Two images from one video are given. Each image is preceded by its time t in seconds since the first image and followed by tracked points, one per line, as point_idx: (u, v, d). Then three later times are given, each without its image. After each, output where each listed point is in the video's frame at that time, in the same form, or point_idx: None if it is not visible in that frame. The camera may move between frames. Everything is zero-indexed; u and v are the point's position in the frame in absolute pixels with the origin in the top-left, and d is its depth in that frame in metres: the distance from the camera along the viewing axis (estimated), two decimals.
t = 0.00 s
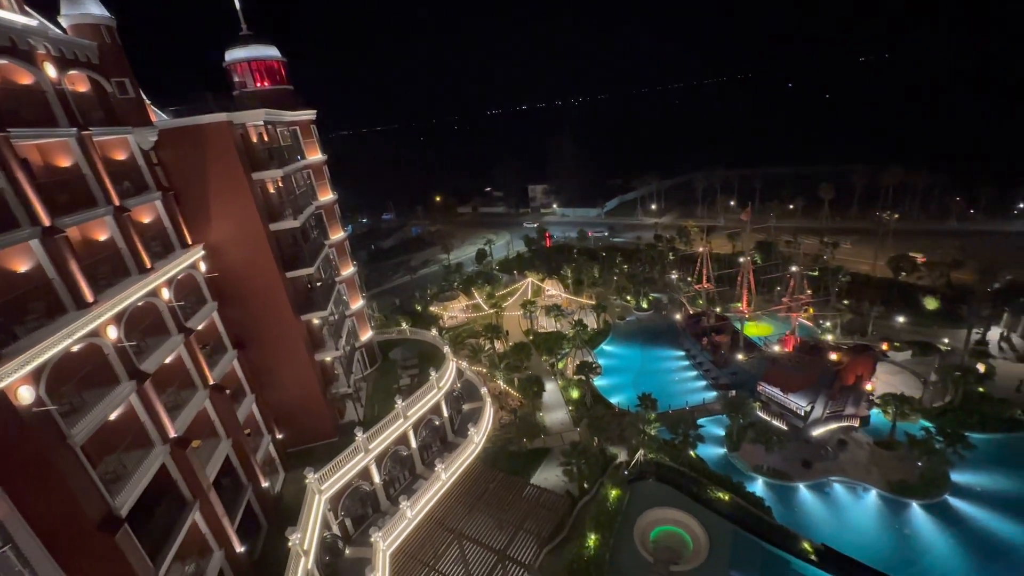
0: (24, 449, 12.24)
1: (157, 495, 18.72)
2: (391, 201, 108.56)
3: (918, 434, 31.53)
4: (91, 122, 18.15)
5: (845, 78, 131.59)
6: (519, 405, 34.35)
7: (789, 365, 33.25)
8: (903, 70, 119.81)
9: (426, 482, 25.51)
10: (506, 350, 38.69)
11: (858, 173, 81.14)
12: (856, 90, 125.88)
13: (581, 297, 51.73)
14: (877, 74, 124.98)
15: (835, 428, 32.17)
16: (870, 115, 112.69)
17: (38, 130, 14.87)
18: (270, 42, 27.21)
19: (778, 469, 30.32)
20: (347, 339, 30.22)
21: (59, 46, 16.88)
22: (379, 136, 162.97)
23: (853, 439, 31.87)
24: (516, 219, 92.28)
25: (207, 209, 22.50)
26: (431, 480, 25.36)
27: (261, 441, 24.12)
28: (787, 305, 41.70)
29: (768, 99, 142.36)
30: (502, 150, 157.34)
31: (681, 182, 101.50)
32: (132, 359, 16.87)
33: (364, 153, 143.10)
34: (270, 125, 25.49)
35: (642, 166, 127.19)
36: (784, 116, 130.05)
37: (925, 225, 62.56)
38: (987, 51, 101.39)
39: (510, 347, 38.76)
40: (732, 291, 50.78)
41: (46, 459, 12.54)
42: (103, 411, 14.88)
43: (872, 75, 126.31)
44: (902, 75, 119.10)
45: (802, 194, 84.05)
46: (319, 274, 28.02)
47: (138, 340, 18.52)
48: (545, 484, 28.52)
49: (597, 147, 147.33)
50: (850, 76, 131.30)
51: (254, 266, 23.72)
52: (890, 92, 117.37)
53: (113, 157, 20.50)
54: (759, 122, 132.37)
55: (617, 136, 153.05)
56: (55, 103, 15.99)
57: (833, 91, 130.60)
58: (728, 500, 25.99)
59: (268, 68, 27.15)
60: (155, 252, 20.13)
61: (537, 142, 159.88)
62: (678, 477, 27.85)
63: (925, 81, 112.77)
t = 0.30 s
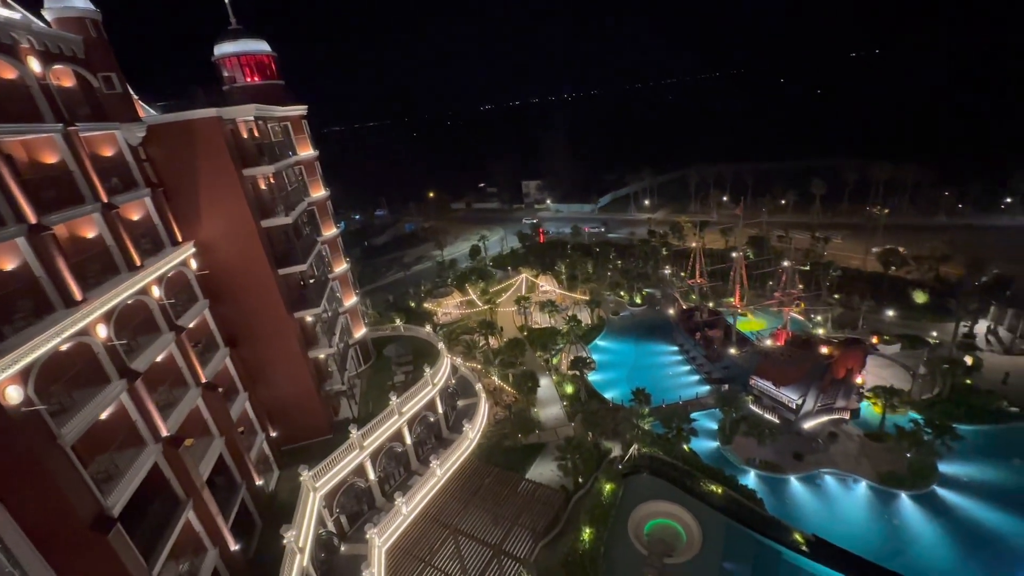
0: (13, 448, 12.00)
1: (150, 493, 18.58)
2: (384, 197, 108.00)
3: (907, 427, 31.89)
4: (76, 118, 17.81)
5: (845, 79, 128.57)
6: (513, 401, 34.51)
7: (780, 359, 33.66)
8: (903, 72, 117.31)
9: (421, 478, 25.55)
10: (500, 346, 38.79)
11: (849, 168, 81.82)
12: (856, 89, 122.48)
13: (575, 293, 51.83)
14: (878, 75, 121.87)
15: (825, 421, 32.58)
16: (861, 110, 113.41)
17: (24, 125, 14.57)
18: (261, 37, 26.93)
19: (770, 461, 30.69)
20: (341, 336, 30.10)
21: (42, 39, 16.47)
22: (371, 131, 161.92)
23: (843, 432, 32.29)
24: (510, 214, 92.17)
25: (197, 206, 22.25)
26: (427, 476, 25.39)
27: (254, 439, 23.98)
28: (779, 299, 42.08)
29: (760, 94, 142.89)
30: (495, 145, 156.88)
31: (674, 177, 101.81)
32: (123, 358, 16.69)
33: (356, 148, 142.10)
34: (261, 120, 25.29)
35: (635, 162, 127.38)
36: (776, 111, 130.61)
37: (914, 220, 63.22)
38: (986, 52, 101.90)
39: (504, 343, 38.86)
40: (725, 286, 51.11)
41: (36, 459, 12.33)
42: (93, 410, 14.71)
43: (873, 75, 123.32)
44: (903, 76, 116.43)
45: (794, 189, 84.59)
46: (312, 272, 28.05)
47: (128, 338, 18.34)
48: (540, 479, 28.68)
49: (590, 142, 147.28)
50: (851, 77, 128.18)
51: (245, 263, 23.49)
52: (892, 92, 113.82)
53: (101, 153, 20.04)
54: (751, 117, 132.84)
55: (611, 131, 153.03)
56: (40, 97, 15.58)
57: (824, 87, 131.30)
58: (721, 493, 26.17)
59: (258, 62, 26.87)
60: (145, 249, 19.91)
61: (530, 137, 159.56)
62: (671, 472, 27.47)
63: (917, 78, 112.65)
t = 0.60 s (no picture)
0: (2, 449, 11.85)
1: (142, 493, 18.46)
2: (376, 193, 107.31)
3: (896, 419, 32.39)
4: (63, 113, 17.38)
5: (838, 77, 128.32)
6: (508, 396, 34.54)
7: (770, 353, 34.11)
8: (899, 72, 116.34)
9: (416, 475, 25.61)
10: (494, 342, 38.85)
11: (840, 163, 82.49)
12: (849, 86, 122.05)
13: (569, 288, 51.93)
14: (870, 72, 121.73)
15: (817, 414, 32.74)
16: (852, 105, 114.19)
17: (8, 122, 14.26)
18: (250, 31, 26.60)
19: (762, 454, 31.03)
20: (334, 333, 29.95)
21: (25, 33, 16.17)
22: (363, 126, 160.48)
23: (834, 424, 32.67)
24: (504, 210, 92.03)
25: (188, 202, 21.98)
26: (422, 473, 25.44)
27: (248, 437, 23.82)
28: (770, 294, 42.49)
29: (751, 90, 143.42)
30: (488, 141, 156.31)
31: (667, 172, 102.08)
32: (113, 357, 16.47)
33: (348, 143, 140.94)
34: (252, 116, 25.05)
35: (628, 157, 127.34)
36: (767, 106, 131.19)
37: (904, 214, 63.86)
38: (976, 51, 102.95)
39: (498, 339, 38.91)
40: (718, 281, 51.49)
41: (26, 460, 12.16)
42: (83, 409, 14.54)
43: (865, 73, 123.22)
44: (899, 76, 115.26)
45: (785, 184, 85.14)
46: (305, 269, 27.62)
47: (118, 337, 18.11)
48: (535, 474, 28.83)
49: (583, 138, 147.06)
50: (847, 76, 126.32)
51: (236, 259, 23.27)
52: (893, 92, 110.72)
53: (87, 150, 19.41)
54: (743, 113, 133.21)
55: (603, 127, 152.81)
56: (24, 92, 15.23)
57: (815, 82, 132.04)
58: (714, 486, 26.59)
59: (248, 57, 26.53)
60: (135, 247, 19.66)
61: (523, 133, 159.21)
62: (665, 464, 28.07)
63: (906, 75, 113.81)
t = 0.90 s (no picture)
0: None
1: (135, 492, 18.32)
2: (368, 189, 106.73)
3: (886, 411, 32.75)
4: (48, 108, 16.90)
5: (827, 72, 129.20)
6: (503, 393, 34.42)
7: (764, 347, 34.05)
8: (888, 68, 117.50)
9: (411, 471, 25.66)
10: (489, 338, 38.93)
11: (830, 159, 83.22)
12: (839, 82, 122.91)
13: (563, 284, 52.07)
14: (859, 69, 122.81)
15: (808, 407, 33.28)
16: (842, 100, 115.09)
17: None
18: (241, 25, 26.28)
19: (756, 446, 31.37)
20: (327, 330, 29.84)
21: (8, 25, 15.63)
22: (353, 121, 159.13)
23: (825, 417, 33.09)
24: (497, 206, 91.93)
25: (177, 198, 21.68)
26: (417, 469, 25.49)
27: (242, 435, 23.74)
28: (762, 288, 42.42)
29: (743, 85, 144.06)
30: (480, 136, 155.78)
31: (659, 168, 102.40)
32: (104, 356, 16.24)
33: (338, 138, 139.89)
34: (242, 111, 24.78)
35: (620, 152, 127.58)
36: (758, 101, 131.84)
37: (893, 209, 64.57)
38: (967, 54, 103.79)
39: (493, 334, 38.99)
40: (711, 276, 51.90)
41: (15, 461, 11.92)
42: (74, 409, 14.32)
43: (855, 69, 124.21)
44: (888, 72, 116.34)
45: (776, 179, 85.72)
46: (296, 265, 27.30)
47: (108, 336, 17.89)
48: (531, 469, 28.99)
49: (575, 133, 147.08)
50: (837, 72, 127.20)
51: (226, 256, 23.04)
52: (882, 88, 111.84)
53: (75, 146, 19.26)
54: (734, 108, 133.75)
55: (595, 122, 152.85)
56: (7, 85, 14.86)
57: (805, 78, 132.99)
58: (706, 479, 26.83)
59: (238, 52, 26.20)
60: (124, 243, 19.39)
61: (516, 128, 158.88)
62: (659, 459, 28.21)
63: (895, 72, 115.03)
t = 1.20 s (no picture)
0: None
1: (129, 489, 18.88)
2: (364, 186, 107.06)
3: (877, 404, 33.19)
4: (34, 103, 17.32)
5: (824, 68, 129.33)
6: (498, 389, 35.07)
7: (757, 342, 34.40)
8: (884, 63, 117.71)
9: (407, 468, 26.27)
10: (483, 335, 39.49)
11: (825, 153, 83.31)
12: (836, 76, 122.96)
13: (558, 280, 52.47)
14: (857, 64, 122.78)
15: (800, 400, 33.59)
16: (839, 94, 115.04)
17: None
18: (230, 20, 26.78)
19: (748, 441, 31.86)
20: (322, 328, 30.44)
21: None
22: (350, 118, 158.97)
23: (817, 411, 33.51)
24: (492, 203, 92.33)
25: (169, 196, 22.07)
26: (413, 466, 26.11)
27: (236, 434, 24.35)
28: (756, 284, 42.37)
29: (740, 80, 144.06)
30: (477, 133, 155.91)
31: (655, 163, 102.54)
32: (95, 355, 16.65)
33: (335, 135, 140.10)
34: (233, 107, 25.31)
35: (617, 148, 127.64)
36: (755, 95, 131.81)
37: (886, 204, 64.84)
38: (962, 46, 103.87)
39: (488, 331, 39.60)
40: (705, 272, 52.35)
41: (7, 461, 12.34)
42: (65, 409, 14.73)
43: (852, 64, 124.24)
44: (884, 67, 116.49)
45: (772, 174, 85.86)
46: (290, 263, 28.34)
47: (100, 335, 18.32)
48: (526, 465, 29.68)
49: (573, 130, 147.15)
50: (834, 67, 127.26)
51: (220, 256, 23.57)
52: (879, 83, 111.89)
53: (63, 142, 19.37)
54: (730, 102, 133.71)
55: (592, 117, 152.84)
56: None
57: (802, 73, 133.20)
58: (701, 473, 26.94)
59: (227, 46, 26.63)
60: (115, 242, 19.77)
61: (513, 125, 158.98)
62: (656, 454, 28.16)
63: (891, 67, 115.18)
